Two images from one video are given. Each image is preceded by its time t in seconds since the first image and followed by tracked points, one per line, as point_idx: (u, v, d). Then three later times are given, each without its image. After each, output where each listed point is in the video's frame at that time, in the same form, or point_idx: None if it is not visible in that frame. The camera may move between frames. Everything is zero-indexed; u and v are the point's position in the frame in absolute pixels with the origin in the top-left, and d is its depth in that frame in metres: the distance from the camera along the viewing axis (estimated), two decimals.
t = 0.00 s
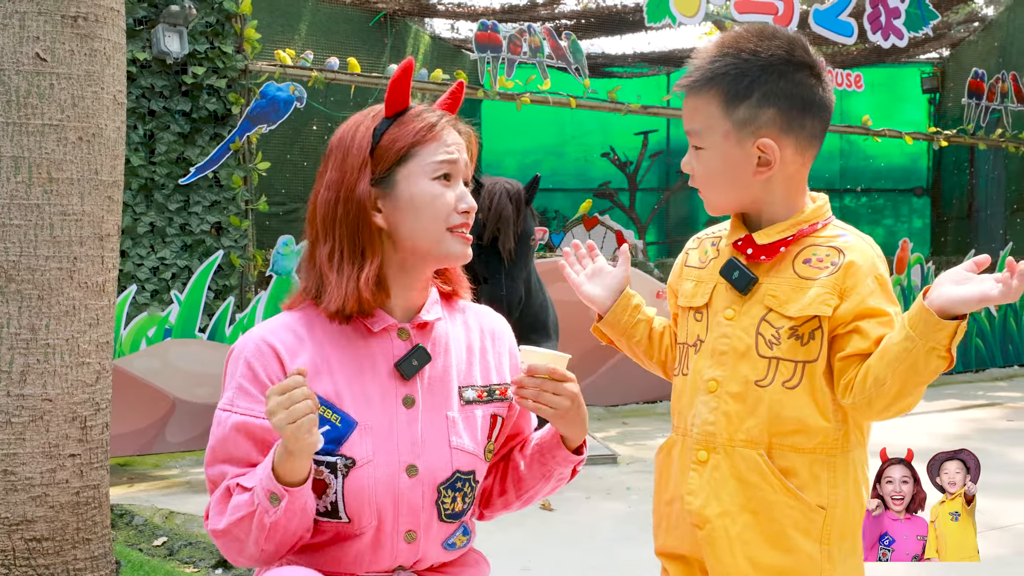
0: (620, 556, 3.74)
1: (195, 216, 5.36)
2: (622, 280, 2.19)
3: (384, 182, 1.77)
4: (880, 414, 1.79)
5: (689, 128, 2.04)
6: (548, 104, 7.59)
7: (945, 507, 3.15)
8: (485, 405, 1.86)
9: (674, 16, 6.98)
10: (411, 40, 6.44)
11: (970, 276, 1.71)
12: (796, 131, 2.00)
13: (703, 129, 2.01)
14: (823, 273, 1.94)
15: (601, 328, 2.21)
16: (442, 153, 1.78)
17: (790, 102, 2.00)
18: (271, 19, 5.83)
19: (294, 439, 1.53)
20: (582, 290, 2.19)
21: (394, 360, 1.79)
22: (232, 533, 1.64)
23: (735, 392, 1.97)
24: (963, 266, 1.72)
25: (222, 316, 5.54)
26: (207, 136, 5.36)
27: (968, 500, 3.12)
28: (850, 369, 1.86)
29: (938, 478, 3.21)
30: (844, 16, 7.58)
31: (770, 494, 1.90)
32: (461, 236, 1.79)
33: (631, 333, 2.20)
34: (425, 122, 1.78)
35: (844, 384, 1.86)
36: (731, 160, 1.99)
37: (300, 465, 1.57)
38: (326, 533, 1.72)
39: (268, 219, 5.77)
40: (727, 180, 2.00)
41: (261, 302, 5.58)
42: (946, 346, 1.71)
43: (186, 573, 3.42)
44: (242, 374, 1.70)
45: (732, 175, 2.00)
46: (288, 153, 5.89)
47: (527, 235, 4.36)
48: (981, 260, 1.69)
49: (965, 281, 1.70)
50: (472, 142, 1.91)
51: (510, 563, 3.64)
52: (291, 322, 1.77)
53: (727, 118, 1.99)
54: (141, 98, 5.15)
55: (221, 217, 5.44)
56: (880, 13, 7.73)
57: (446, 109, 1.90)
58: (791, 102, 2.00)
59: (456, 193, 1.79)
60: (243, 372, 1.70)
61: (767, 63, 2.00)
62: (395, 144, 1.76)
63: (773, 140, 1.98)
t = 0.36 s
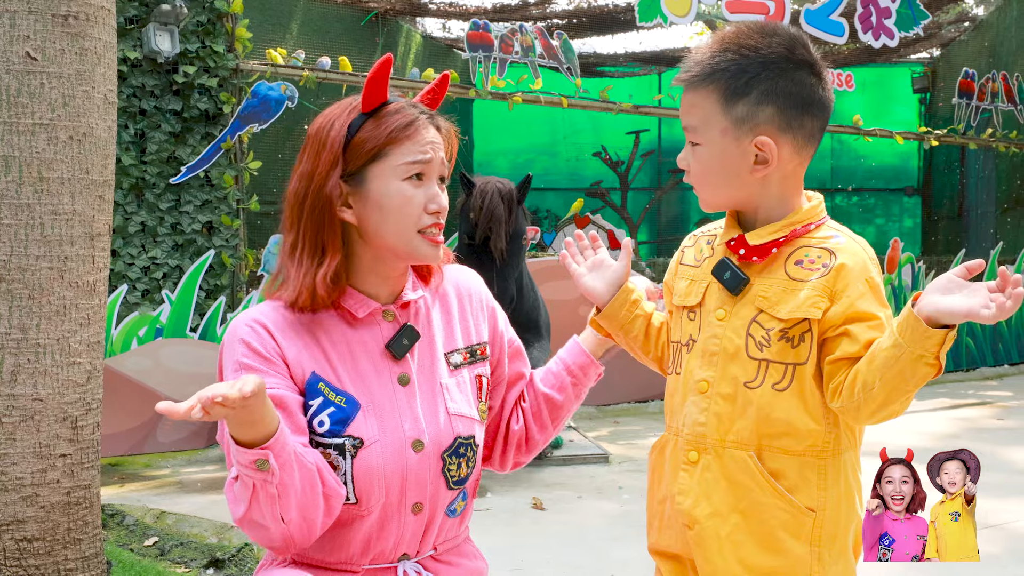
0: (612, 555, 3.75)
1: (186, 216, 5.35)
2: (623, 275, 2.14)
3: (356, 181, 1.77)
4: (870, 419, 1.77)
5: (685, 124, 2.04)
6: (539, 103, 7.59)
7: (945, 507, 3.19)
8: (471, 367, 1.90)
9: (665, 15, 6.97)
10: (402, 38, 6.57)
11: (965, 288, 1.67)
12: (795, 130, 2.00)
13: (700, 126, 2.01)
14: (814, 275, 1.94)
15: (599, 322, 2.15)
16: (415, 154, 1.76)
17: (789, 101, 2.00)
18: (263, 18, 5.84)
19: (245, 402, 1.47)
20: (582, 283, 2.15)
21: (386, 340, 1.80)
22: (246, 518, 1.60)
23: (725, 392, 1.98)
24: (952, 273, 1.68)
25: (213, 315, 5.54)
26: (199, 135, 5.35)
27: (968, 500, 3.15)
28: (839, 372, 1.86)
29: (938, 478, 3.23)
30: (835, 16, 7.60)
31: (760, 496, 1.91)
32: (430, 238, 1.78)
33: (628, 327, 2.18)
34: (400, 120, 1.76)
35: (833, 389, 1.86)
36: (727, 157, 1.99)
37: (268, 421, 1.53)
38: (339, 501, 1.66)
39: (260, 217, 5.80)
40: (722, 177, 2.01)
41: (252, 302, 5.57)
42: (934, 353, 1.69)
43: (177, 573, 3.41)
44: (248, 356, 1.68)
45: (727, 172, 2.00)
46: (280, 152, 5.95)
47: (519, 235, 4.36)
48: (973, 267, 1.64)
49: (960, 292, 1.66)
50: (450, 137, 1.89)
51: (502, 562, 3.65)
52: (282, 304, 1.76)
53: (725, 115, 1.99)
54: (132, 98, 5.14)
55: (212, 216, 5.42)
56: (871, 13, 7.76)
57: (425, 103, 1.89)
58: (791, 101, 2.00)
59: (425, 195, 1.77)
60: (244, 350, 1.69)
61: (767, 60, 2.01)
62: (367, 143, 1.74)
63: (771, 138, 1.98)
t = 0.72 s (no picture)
0: (606, 554, 3.75)
1: (179, 216, 5.33)
2: (613, 277, 2.15)
3: (351, 183, 1.77)
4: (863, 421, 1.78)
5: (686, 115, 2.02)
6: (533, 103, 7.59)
7: (945, 507, 3.20)
8: (466, 374, 1.89)
9: (658, 15, 6.89)
10: (397, 38, 6.67)
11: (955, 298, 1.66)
12: (798, 126, 2.00)
13: (701, 118, 2.00)
14: (807, 277, 1.95)
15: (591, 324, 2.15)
16: (409, 152, 1.77)
17: (794, 97, 2.00)
18: (256, 17, 5.81)
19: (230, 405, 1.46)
20: (570, 286, 2.15)
21: (379, 345, 1.80)
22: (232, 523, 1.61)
23: (718, 394, 1.98)
24: (942, 279, 1.67)
25: (207, 315, 5.53)
26: (192, 134, 5.34)
27: (968, 500, 3.16)
28: (832, 374, 1.87)
29: (938, 477, 3.23)
30: (828, 16, 7.61)
31: (754, 499, 1.91)
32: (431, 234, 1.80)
33: (621, 329, 2.18)
34: (390, 119, 1.76)
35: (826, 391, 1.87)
36: (730, 150, 1.98)
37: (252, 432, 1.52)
38: (325, 511, 1.66)
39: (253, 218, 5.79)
40: (723, 171, 1.99)
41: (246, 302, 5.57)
42: (923, 360, 1.69)
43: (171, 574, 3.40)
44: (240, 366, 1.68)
45: (729, 166, 1.99)
46: (273, 151, 5.96)
47: (512, 235, 4.37)
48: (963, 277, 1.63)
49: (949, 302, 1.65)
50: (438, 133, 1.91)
51: (496, 563, 3.64)
52: (273, 313, 1.76)
53: (730, 108, 1.98)
54: (125, 97, 5.13)
55: (206, 216, 5.41)
56: (864, 13, 7.77)
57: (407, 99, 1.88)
58: (795, 97, 2.00)
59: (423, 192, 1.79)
60: (237, 359, 1.68)
61: (773, 55, 2.00)
62: (360, 144, 1.75)
63: (774, 133, 1.97)
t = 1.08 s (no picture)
0: (600, 553, 3.75)
1: (174, 214, 5.33)
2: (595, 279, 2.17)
3: (313, 183, 1.76)
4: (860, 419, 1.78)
5: (688, 103, 1.98)
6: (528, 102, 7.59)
7: (945, 507, 3.25)
8: (457, 382, 1.87)
9: (654, 14, 6.84)
10: (391, 37, 6.59)
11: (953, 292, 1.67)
12: (802, 116, 2.01)
13: (708, 105, 1.96)
14: (800, 274, 1.95)
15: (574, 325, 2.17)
16: (369, 163, 1.71)
17: (799, 89, 2.01)
18: (251, 16, 5.74)
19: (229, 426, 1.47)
20: (552, 289, 2.17)
21: (363, 348, 1.78)
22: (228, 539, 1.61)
23: (711, 394, 1.97)
24: (940, 273, 1.67)
25: (201, 314, 5.49)
26: (186, 133, 5.33)
27: (968, 500, 3.20)
28: (828, 373, 1.87)
29: (939, 478, 3.25)
30: (822, 15, 7.62)
31: (749, 500, 1.91)
32: (380, 252, 1.73)
33: (606, 331, 2.17)
34: (358, 125, 1.71)
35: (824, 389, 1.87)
36: (736, 139, 1.95)
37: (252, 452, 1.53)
38: (318, 521, 1.66)
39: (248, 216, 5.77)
40: (726, 160, 1.96)
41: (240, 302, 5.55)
42: (923, 355, 1.69)
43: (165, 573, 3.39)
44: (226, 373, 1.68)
45: (733, 155, 1.96)
46: (268, 150, 5.95)
47: (507, 233, 4.36)
48: (960, 269, 1.64)
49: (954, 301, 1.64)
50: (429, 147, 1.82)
51: (490, 561, 3.64)
52: (257, 320, 1.75)
53: (737, 96, 1.95)
54: (119, 95, 5.12)
55: (200, 214, 5.40)
56: (858, 12, 7.78)
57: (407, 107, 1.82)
58: (800, 89, 2.01)
59: (377, 207, 1.72)
60: (219, 370, 1.68)
61: (780, 45, 2.00)
62: (321, 146, 1.72)
63: (781, 122, 1.97)
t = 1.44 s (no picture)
0: (594, 551, 3.76)
1: (167, 212, 5.31)
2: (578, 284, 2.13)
3: (266, 196, 1.76)
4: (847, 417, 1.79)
5: (678, 101, 1.98)
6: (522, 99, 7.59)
7: (945, 507, 3.22)
8: (434, 387, 1.90)
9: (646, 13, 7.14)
10: (385, 35, 6.47)
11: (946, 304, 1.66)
12: (791, 114, 2.01)
13: (698, 102, 1.95)
14: (794, 271, 1.94)
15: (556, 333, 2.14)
16: (322, 184, 1.70)
17: (789, 85, 2.01)
18: (244, 13, 5.81)
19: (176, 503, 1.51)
20: (533, 294, 2.12)
21: (330, 367, 1.79)
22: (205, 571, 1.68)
23: (705, 395, 1.96)
24: (932, 274, 1.67)
25: (194, 313, 5.51)
26: (179, 131, 5.32)
27: (968, 501, 3.17)
28: (823, 372, 1.88)
29: (939, 478, 3.21)
30: (817, 13, 7.64)
31: (742, 500, 1.90)
32: (323, 274, 1.72)
33: (590, 335, 2.14)
34: (315, 145, 1.71)
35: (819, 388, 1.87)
36: (726, 136, 1.95)
37: (211, 517, 1.58)
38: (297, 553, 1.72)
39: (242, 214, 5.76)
40: (715, 158, 1.96)
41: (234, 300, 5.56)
42: (918, 357, 1.69)
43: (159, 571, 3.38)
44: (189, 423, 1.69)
45: (724, 152, 1.95)
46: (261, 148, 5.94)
47: (501, 232, 4.36)
48: (951, 269, 1.64)
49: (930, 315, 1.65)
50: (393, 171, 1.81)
51: (485, 560, 3.65)
52: (216, 355, 1.75)
53: (727, 93, 1.94)
54: (113, 93, 5.10)
55: (194, 213, 5.39)
56: (853, 10, 7.80)
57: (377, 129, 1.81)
58: (790, 85, 2.01)
59: (328, 231, 1.70)
60: (180, 418, 1.70)
61: (770, 42, 2.01)
62: (278, 160, 1.73)
63: (771, 120, 1.97)
